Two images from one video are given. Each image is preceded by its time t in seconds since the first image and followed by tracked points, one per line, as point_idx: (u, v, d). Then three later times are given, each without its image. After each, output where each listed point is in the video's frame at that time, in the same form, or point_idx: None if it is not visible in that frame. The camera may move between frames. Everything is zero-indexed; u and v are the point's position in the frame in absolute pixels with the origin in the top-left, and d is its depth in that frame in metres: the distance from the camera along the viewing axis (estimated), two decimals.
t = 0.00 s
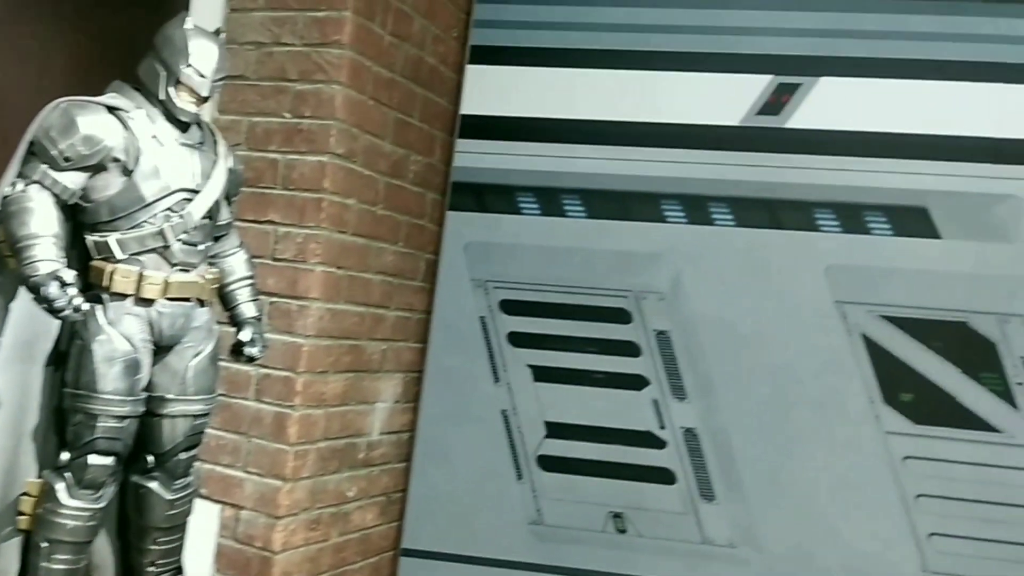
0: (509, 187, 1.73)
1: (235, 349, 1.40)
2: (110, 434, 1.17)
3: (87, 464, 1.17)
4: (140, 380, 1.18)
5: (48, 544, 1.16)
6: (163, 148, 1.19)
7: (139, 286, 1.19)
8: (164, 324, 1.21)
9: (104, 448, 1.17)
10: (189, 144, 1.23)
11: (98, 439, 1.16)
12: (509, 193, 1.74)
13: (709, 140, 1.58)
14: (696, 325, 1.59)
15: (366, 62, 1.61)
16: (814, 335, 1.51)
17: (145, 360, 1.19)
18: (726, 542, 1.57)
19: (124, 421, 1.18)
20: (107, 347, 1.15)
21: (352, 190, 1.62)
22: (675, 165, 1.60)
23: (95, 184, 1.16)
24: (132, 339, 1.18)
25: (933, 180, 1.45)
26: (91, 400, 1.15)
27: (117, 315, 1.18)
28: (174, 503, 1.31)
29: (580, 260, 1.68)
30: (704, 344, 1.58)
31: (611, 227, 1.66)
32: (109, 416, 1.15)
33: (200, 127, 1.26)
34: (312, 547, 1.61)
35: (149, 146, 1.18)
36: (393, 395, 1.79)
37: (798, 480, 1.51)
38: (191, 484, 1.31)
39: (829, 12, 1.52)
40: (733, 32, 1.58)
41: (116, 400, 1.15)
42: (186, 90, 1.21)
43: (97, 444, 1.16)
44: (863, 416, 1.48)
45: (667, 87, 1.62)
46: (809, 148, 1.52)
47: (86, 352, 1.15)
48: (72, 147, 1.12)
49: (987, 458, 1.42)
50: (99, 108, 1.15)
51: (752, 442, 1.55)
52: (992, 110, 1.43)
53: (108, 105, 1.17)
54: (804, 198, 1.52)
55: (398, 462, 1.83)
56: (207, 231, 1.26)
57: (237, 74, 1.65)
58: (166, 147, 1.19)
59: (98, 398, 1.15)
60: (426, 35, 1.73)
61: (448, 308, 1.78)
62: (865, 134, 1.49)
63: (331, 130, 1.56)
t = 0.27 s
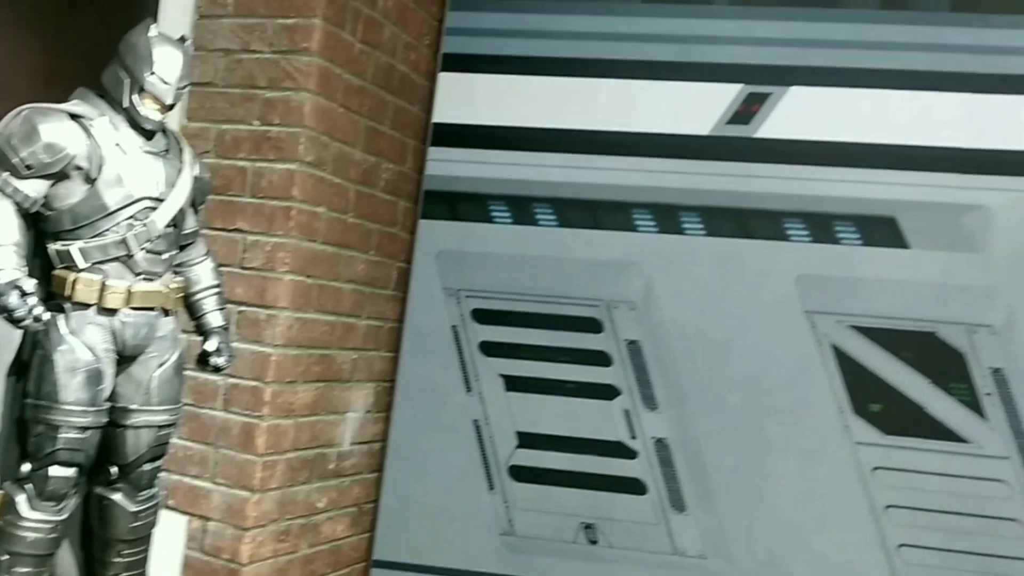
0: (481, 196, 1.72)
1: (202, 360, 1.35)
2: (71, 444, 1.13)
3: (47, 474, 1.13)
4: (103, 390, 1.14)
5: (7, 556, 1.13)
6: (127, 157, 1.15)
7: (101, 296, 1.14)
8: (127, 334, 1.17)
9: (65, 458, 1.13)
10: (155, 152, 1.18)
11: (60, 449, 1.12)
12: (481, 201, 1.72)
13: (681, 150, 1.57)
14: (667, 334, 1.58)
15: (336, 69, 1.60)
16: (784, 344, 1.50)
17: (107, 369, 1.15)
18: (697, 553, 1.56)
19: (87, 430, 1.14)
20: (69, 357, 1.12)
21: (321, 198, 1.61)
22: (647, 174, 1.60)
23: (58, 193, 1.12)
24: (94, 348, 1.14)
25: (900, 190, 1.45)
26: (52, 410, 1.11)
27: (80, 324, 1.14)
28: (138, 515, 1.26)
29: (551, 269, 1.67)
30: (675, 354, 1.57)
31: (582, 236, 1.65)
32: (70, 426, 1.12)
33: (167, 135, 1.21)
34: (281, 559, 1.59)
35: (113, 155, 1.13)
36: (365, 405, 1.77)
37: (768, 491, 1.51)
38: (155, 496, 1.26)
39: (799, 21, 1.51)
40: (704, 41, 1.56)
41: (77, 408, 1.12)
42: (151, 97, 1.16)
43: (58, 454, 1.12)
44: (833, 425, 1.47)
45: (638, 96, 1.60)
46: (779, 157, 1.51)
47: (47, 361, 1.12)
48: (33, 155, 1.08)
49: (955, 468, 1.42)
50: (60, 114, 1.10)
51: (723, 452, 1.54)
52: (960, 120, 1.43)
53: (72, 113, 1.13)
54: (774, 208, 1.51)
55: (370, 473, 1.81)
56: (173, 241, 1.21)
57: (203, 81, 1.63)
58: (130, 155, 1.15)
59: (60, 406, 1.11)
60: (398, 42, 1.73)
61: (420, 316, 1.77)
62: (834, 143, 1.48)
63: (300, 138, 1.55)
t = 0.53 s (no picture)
0: (453, 205, 1.72)
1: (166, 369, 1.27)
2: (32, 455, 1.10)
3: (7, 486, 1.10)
4: (64, 399, 1.11)
5: None
6: (91, 164, 1.11)
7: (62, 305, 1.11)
8: (90, 343, 1.13)
9: (25, 470, 1.10)
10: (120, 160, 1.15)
11: (19, 461, 1.09)
12: (452, 210, 1.72)
13: (651, 159, 1.57)
14: (637, 344, 1.57)
15: (305, 77, 1.59)
16: (753, 354, 1.49)
17: (69, 380, 1.12)
18: (667, 564, 1.55)
19: (47, 442, 1.11)
20: (30, 366, 1.09)
21: (291, 207, 1.60)
22: (618, 183, 1.59)
23: (18, 201, 1.08)
24: (55, 357, 1.10)
25: (868, 200, 1.44)
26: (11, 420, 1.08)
27: (42, 332, 1.11)
28: (102, 528, 1.22)
29: (522, 278, 1.66)
30: (646, 364, 1.57)
31: (553, 245, 1.64)
32: (30, 437, 1.09)
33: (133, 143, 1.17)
34: (249, 571, 1.57)
35: (75, 162, 1.10)
36: (336, 415, 1.76)
37: (738, 501, 1.50)
38: (119, 507, 1.22)
39: (769, 30, 1.51)
40: (674, 51, 1.56)
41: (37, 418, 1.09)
42: (115, 105, 1.13)
43: (18, 465, 1.10)
44: (801, 435, 1.46)
45: (608, 106, 1.60)
46: (749, 167, 1.51)
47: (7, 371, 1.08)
48: None
49: (924, 479, 1.41)
50: (20, 121, 1.07)
51: (693, 462, 1.53)
52: (929, 131, 1.42)
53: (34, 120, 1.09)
54: (744, 217, 1.51)
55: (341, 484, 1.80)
56: (138, 249, 1.18)
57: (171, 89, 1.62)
58: (93, 163, 1.12)
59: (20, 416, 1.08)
60: (368, 50, 1.73)
61: (391, 326, 1.75)
62: (803, 153, 1.48)
63: (268, 146, 1.54)
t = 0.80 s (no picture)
0: (424, 214, 1.71)
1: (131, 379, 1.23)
2: None
3: None
4: (23, 411, 1.09)
5: None
6: (53, 172, 1.09)
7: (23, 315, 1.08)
8: (52, 353, 1.11)
9: None
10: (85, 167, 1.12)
11: None
12: (424, 219, 1.71)
13: (622, 169, 1.56)
14: (608, 354, 1.56)
15: (274, 85, 1.58)
16: (723, 364, 1.49)
17: (30, 391, 1.09)
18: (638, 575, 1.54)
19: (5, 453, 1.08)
20: None
21: (259, 215, 1.58)
22: (589, 193, 1.59)
23: None
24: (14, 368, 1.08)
25: (837, 209, 1.44)
26: None
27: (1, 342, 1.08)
28: (65, 540, 1.20)
29: (493, 288, 1.66)
30: (617, 374, 1.56)
31: (524, 254, 1.63)
32: None
33: (98, 149, 1.15)
34: None
35: (37, 169, 1.07)
36: (306, 426, 1.74)
37: (707, 512, 1.49)
38: (83, 519, 1.20)
39: (738, 40, 1.50)
40: (644, 60, 1.55)
41: None
42: (78, 111, 1.10)
43: None
44: (771, 446, 1.45)
45: (579, 116, 1.60)
46: (719, 177, 1.50)
47: None
48: None
49: (894, 489, 1.40)
50: None
51: (663, 473, 1.52)
52: (897, 140, 1.41)
53: None
54: (714, 227, 1.50)
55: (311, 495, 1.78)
56: (103, 258, 1.15)
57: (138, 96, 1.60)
58: (56, 170, 1.09)
59: None
60: (339, 58, 1.74)
61: (362, 335, 1.74)
62: (773, 163, 1.47)
63: (236, 154, 1.52)
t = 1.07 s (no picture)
0: (395, 223, 1.70)
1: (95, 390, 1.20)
2: None
3: None
4: None
5: None
6: (14, 180, 1.07)
7: None
8: (12, 364, 1.08)
9: None
10: (47, 174, 1.10)
11: None
12: (395, 228, 1.70)
13: (593, 178, 1.56)
14: (578, 364, 1.56)
15: (243, 93, 1.56)
16: (692, 375, 1.48)
17: None
18: None
19: None
20: None
21: (227, 223, 1.56)
22: (560, 202, 1.58)
23: None
24: None
25: (806, 220, 1.44)
26: None
27: None
28: (26, 554, 1.17)
29: (464, 298, 1.65)
30: (587, 385, 1.55)
31: (495, 264, 1.63)
32: None
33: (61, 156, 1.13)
34: None
35: None
36: (275, 436, 1.73)
37: (678, 523, 1.48)
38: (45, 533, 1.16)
39: (707, 50, 1.50)
40: (614, 70, 1.55)
41: None
42: (41, 118, 1.08)
43: None
44: (741, 457, 1.45)
45: (550, 125, 1.59)
46: (688, 187, 1.50)
47: None
48: None
49: (863, 501, 1.40)
50: None
51: (633, 484, 1.51)
52: (865, 151, 1.41)
53: None
54: (684, 237, 1.50)
55: (280, 507, 1.76)
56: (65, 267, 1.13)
57: (105, 103, 1.58)
58: (17, 178, 1.07)
59: None
60: (309, 66, 1.73)
61: (332, 345, 1.72)
62: (742, 174, 1.47)
63: (204, 162, 1.51)
